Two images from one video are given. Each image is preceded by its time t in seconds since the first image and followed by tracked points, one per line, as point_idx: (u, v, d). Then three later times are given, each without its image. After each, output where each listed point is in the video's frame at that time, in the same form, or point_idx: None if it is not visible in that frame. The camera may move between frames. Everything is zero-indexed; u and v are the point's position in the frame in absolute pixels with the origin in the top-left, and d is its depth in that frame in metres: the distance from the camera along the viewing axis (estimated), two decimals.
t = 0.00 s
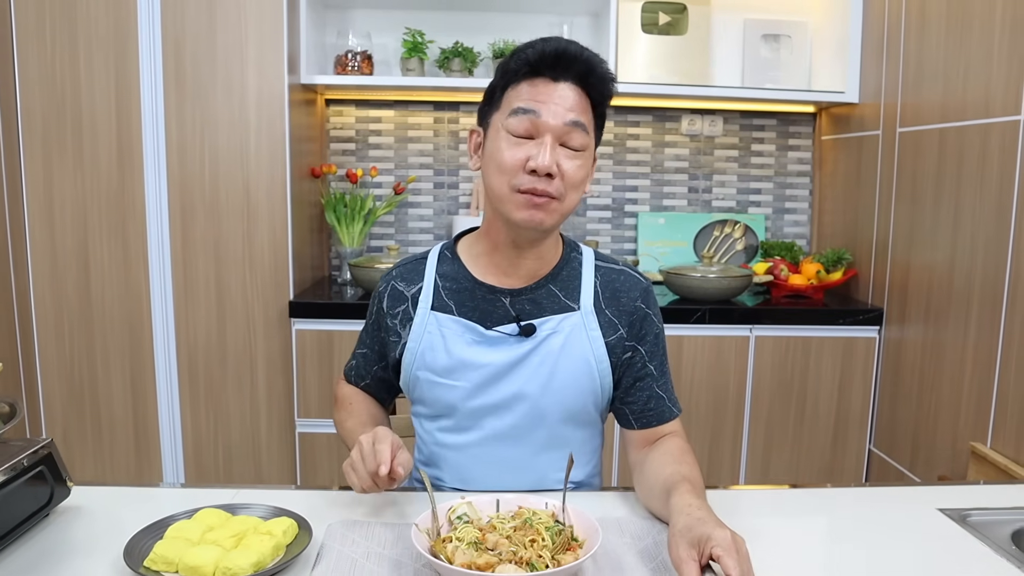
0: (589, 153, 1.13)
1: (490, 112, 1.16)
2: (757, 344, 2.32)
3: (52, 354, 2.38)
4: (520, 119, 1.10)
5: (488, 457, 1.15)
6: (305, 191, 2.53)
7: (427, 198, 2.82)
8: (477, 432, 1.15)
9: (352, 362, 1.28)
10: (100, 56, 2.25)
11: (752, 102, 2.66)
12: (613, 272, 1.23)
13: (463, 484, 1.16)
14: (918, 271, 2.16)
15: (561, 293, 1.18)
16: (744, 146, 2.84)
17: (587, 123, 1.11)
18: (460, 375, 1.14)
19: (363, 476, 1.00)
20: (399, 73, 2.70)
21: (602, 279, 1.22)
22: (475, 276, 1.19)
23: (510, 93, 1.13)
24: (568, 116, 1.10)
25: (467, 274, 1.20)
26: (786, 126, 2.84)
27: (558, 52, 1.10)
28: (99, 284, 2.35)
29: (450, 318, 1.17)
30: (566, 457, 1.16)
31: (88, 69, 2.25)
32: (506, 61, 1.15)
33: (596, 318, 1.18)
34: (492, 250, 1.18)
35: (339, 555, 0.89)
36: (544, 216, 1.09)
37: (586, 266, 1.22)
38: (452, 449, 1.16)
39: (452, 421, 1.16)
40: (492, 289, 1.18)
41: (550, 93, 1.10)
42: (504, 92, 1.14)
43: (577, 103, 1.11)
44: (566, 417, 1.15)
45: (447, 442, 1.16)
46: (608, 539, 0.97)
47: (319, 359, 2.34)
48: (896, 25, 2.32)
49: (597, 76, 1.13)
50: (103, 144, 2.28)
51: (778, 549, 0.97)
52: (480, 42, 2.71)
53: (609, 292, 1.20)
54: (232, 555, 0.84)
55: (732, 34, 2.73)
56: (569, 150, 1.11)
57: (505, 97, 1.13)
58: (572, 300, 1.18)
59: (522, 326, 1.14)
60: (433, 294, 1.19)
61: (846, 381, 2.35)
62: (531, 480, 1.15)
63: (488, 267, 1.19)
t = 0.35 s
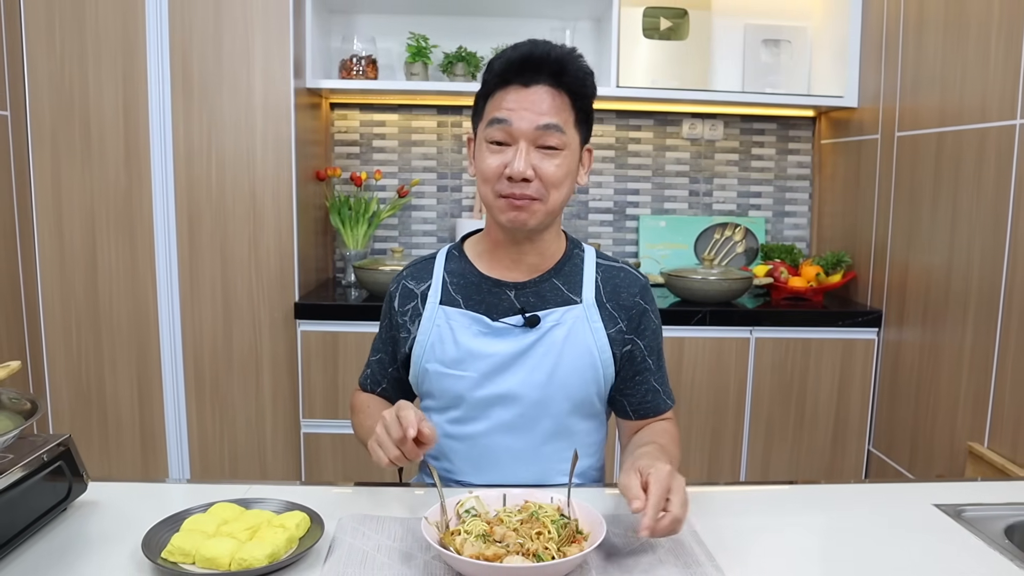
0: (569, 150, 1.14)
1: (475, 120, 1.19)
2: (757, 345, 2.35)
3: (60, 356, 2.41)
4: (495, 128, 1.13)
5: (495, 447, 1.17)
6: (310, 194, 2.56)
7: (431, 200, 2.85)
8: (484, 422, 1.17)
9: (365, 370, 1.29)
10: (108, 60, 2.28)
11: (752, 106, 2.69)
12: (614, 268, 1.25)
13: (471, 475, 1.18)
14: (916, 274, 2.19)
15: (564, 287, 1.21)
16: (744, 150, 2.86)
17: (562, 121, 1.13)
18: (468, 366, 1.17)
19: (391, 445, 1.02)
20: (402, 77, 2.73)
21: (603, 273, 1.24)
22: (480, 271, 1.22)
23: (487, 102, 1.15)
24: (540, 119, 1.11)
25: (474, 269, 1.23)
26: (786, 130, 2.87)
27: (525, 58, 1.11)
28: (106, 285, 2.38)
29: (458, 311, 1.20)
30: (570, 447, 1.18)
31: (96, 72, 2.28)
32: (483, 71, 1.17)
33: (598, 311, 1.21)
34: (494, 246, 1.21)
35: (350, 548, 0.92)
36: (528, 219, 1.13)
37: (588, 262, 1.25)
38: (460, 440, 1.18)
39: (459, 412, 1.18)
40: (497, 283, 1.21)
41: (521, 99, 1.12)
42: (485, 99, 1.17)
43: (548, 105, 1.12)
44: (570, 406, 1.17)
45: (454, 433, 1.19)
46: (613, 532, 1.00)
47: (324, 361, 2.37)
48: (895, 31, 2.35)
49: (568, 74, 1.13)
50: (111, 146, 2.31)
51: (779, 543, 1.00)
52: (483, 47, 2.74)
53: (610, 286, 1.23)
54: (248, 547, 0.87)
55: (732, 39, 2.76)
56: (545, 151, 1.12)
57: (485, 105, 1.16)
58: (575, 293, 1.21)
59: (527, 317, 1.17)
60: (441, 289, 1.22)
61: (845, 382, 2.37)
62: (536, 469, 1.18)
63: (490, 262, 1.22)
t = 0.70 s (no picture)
0: (571, 158, 1.16)
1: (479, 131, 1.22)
2: (757, 343, 2.37)
3: (66, 354, 2.43)
4: (496, 142, 1.15)
5: (505, 443, 1.19)
6: (313, 193, 2.58)
7: (433, 200, 2.87)
8: (494, 419, 1.20)
9: (377, 366, 1.32)
10: (113, 60, 2.30)
11: (751, 106, 2.71)
12: (625, 273, 1.27)
13: (480, 469, 1.21)
14: (914, 272, 2.21)
15: (575, 289, 1.23)
16: (743, 149, 2.89)
17: (561, 131, 1.14)
18: (479, 363, 1.20)
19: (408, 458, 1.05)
20: (405, 78, 2.75)
21: (614, 277, 1.26)
22: (493, 271, 1.24)
23: (489, 115, 1.17)
24: (539, 131, 1.13)
25: (486, 269, 1.25)
26: (785, 130, 2.89)
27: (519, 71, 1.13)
28: (111, 283, 2.40)
29: (470, 309, 1.22)
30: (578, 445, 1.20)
31: (101, 73, 2.31)
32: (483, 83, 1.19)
33: (608, 314, 1.22)
34: (505, 248, 1.24)
35: (358, 540, 0.94)
36: (535, 229, 1.16)
37: (600, 266, 1.26)
38: (470, 435, 1.21)
39: (469, 408, 1.21)
40: (510, 283, 1.23)
41: (519, 112, 1.13)
42: (486, 112, 1.19)
43: (546, 115, 1.13)
44: (578, 406, 1.20)
45: (464, 429, 1.21)
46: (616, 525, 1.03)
47: (327, 358, 2.39)
48: (892, 31, 2.37)
49: (564, 82, 1.14)
50: (116, 146, 2.34)
51: (778, 535, 1.03)
52: (484, 47, 2.76)
53: (620, 291, 1.25)
54: (258, 538, 0.89)
55: (731, 39, 2.79)
56: (546, 161, 1.14)
57: (486, 118, 1.18)
58: (586, 296, 1.23)
59: (539, 317, 1.19)
60: (454, 287, 1.24)
61: (844, 380, 2.40)
62: (544, 466, 1.20)
63: (500, 262, 1.24)
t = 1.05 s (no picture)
0: (582, 158, 1.17)
1: (492, 129, 1.22)
2: (759, 343, 2.38)
3: (70, 355, 2.44)
4: (511, 139, 1.16)
5: (508, 442, 1.20)
6: (316, 194, 2.59)
7: (435, 201, 2.88)
8: (497, 418, 1.21)
9: (381, 366, 1.33)
10: (118, 62, 2.31)
11: (753, 106, 2.72)
12: (626, 273, 1.28)
13: (484, 469, 1.22)
14: (915, 272, 2.21)
15: (578, 289, 1.24)
16: (745, 150, 2.89)
17: (575, 131, 1.15)
18: (482, 363, 1.20)
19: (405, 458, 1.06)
20: (407, 79, 2.76)
21: (616, 277, 1.27)
22: (496, 272, 1.25)
23: (503, 112, 1.18)
24: (554, 130, 1.14)
25: (489, 270, 1.26)
26: (786, 130, 2.90)
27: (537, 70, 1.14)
28: (116, 284, 2.41)
29: (473, 310, 1.23)
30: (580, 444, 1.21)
31: (106, 74, 2.32)
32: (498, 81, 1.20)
33: (609, 313, 1.23)
34: (509, 249, 1.24)
35: (363, 537, 0.95)
36: (543, 226, 1.16)
37: (602, 265, 1.27)
38: (473, 435, 1.22)
39: (473, 408, 1.22)
40: (513, 283, 1.24)
41: (535, 110, 1.14)
42: (500, 110, 1.19)
43: (561, 115, 1.14)
44: (581, 405, 1.20)
45: (468, 429, 1.22)
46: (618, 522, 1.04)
47: (331, 358, 2.40)
48: (893, 31, 2.37)
49: (580, 84, 1.16)
50: (121, 148, 2.35)
51: (778, 532, 1.04)
52: (486, 49, 2.77)
53: (622, 291, 1.26)
54: (265, 535, 0.90)
55: (732, 40, 2.80)
56: (560, 160, 1.15)
57: (500, 116, 1.19)
58: (588, 296, 1.24)
59: (542, 318, 1.20)
60: (457, 288, 1.25)
61: (845, 379, 2.40)
62: (547, 465, 1.21)
63: (505, 263, 1.25)
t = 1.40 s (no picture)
0: (587, 145, 1.19)
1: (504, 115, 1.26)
2: (762, 344, 2.38)
3: (76, 356, 2.45)
4: (520, 116, 1.19)
5: (506, 440, 1.21)
6: (320, 196, 2.60)
7: (439, 202, 2.89)
8: (496, 417, 1.21)
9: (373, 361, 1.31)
10: (124, 65, 2.33)
11: (756, 108, 2.73)
12: (623, 273, 1.29)
13: (482, 467, 1.22)
14: (918, 273, 2.21)
15: (576, 288, 1.25)
16: (748, 151, 2.90)
17: (583, 117, 1.18)
18: (481, 362, 1.21)
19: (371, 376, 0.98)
20: (411, 81, 2.77)
21: (614, 277, 1.28)
22: (495, 269, 1.26)
23: (517, 96, 1.22)
24: (563, 110, 1.18)
25: (489, 268, 1.26)
26: (790, 131, 2.90)
27: (555, 56, 1.19)
28: (122, 285, 2.42)
29: (472, 308, 1.23)
30: (578, 441, 1.22)
31: (112, 77, 2.33)
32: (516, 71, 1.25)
33: (607, 312, 1.24)
34: (508, 242, 1.25)
35: (365, 535, 0.96)
36: (539, 200, 1.16)
37: (599, 265, 1.28)
38: (472, 432, 1.22)
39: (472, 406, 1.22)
40: (512, 281, 1.24)
41: (548, 93, 1.18)
42: (513, 97, 1.24)
43: (573, 101, 1.18)
44: (579, 402, 1.21)
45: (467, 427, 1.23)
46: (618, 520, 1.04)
47: (335, 359, 2.41)
48: (896, 33, 2.38)
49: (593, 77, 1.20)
50: (127, 151, 2.36)
51: (779, 530, 1.04)
52: (490, 51, 2.78)
53: (619, 290, 1.27)
54: (268, 533, 0.91)
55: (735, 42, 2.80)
56: (565, 141, 1.17)
57: (512, 101, 1.23)
58: (586, 294, 1.25)
59: (540, 316, 1.21)
60: (456, 286, 1.26)
61: (849, 379, 2.40)
62: (545, 463, 1.22)
63: (505, 257, 1.26)
